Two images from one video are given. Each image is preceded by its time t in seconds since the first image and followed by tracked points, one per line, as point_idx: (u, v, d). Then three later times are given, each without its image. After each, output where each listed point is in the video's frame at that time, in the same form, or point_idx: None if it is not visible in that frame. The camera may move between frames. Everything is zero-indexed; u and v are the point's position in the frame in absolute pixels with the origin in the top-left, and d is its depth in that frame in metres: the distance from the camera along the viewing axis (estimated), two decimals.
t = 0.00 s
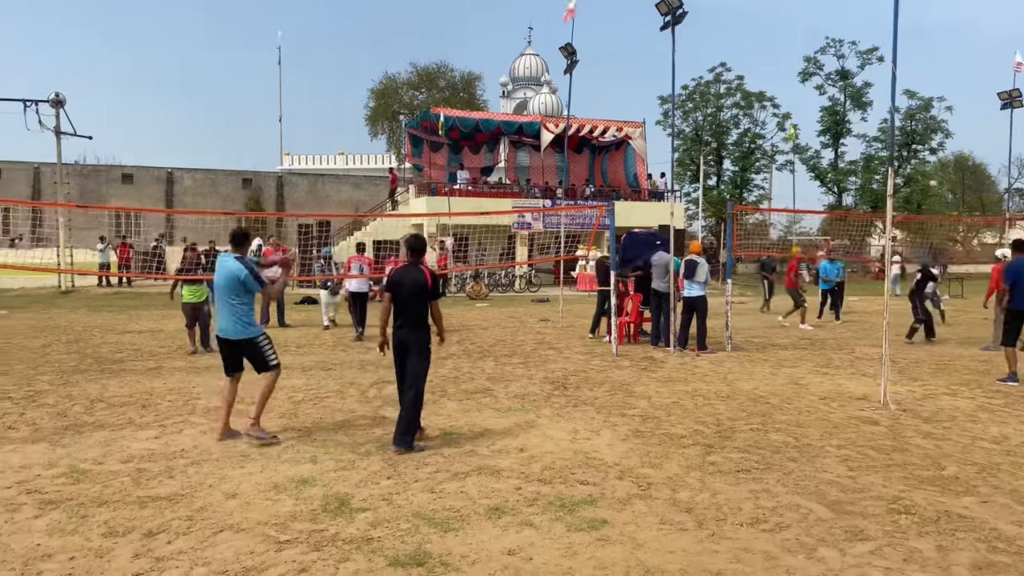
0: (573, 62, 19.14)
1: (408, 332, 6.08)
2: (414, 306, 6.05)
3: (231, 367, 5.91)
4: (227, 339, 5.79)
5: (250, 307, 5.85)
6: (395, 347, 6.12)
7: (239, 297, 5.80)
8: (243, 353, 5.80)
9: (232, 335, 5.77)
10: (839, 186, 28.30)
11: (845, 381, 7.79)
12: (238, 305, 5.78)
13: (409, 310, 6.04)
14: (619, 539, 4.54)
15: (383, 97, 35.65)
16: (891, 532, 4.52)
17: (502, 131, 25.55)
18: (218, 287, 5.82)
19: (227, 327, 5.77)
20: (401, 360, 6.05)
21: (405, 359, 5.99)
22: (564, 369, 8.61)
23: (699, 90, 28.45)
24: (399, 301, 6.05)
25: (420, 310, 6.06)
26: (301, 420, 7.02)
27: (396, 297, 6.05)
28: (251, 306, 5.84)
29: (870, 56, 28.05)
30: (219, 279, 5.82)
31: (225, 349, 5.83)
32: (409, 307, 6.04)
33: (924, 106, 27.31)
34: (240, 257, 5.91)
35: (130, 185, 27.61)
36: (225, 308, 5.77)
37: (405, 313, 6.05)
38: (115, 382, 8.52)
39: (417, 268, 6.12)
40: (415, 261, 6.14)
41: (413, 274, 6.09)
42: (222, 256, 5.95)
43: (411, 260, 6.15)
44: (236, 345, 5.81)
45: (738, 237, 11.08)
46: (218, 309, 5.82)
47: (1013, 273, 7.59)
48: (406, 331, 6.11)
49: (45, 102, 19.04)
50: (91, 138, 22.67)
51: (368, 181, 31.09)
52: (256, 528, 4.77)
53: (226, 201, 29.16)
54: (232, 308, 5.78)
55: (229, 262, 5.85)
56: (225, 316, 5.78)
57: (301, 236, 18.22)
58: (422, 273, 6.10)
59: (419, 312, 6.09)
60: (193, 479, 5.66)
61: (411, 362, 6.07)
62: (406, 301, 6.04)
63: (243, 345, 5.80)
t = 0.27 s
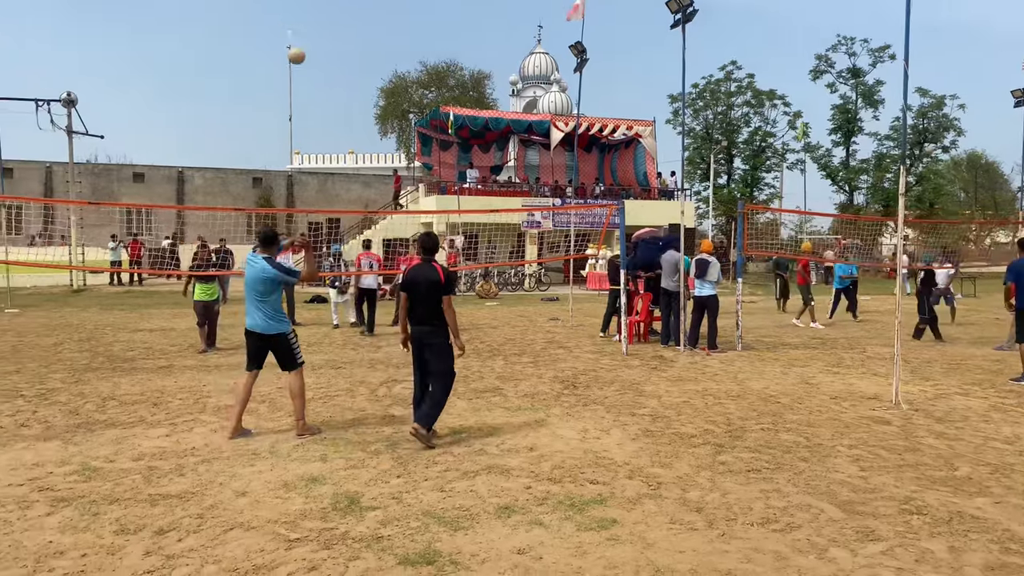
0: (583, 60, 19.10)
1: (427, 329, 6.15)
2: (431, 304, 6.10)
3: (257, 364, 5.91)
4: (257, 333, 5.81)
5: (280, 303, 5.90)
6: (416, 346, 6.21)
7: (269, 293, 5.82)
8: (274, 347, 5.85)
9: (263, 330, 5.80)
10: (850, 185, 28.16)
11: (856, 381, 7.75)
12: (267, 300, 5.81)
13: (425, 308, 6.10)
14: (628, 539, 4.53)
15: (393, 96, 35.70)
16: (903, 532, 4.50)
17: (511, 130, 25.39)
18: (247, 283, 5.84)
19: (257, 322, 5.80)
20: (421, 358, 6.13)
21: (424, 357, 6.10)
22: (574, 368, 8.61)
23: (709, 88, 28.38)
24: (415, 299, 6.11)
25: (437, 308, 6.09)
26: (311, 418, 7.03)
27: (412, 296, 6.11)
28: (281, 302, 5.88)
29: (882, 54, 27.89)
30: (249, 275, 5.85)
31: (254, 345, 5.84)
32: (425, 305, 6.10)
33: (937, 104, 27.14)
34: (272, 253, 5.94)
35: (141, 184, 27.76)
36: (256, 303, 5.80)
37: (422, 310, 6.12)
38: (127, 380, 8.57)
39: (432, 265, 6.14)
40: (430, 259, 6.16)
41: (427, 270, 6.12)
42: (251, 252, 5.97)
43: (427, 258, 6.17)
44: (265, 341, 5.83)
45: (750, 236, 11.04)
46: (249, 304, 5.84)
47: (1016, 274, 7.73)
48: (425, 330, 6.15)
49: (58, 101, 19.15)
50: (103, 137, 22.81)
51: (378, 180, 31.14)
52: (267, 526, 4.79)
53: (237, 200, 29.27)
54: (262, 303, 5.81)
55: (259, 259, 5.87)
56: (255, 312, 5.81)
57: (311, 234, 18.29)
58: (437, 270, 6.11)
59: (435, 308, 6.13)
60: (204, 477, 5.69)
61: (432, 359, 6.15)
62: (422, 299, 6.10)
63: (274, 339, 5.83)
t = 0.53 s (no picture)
0: (591, 57, 19.06)
1: (442, 324, 6.26)
2: (445, 299, 6.23)
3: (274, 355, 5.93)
4: (281, 325, 5.85)
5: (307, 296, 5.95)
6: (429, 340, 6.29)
7: (293, 284, 5.86)
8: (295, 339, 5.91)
9: (286, 321, 5.86)
10: (859, 182, 28.05)
11: (865, 379, 7.73)
12: (290, 292, 5.85)
13: (439, 303, 6.23)
14: (636, 537, 4.53)
15: (401, 94, 35.74)
16: (912, 531, 4.48)
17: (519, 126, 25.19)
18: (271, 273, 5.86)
19: (280, 313, 5.85)
20: (437, 352, 6.26)
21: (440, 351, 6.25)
22: (581, 366, 8.61)
23: (717, 85, 28.30)
24: (430, 295, 6.26)
25: (451, 303, 6.23)
26: (319, 415, 7.05)
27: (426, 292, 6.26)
28: (309, 296, 5.94)
29: (891, 51, 27.75)
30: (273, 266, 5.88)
31: (276, 335, 5.88)
32: (440, 299, 6.21)
33: (946, 101, 27.00)
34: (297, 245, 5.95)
35: (150, 181, 27.86)
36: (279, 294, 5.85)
37: (437, 305, 6.26)
38: (136, 377, 8.61)
39: (447, 262, 6.28)
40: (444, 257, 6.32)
41: (442, 267, 6.26)
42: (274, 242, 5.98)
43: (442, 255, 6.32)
44: (288, 332, 5.88)
45: (758, 233, 11.02)
46: (276, 294, 5.85)
47: None
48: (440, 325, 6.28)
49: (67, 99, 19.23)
50: (112, 135, 22.90)
51: (386, 177, 31.15)
52: (275, 523, 4.81)
53: (246, 197, 29.34)
54: (286, 293, 5.85)
55: (284, 250, 5.90)
56: (279, 303, 5.86)
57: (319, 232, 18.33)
58: (451, 267, 6.24)
59: (450, 304, 6.25)
60: (213, 474, 5.71)
61: (445, 353, 6.24)
62: (437, 294, 6.23)
63: (298, 332, 5.89)
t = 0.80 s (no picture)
0: (598, 53, 19.00)
1: (464, 321, 6.29)
2: (469, 296, 6.26)
3: (287, 354, 5.93)
4: (297, 324, 5.85)
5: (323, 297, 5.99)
6: (450, 336, 6.31)
7: (310, 283, 5.88)
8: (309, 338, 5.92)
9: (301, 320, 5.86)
10: (867, 178, 27.95)
11: (873, 375, 7.71)
12: (308, 291, 5.86)
13: (463, 300, 6.26)
14: (644, 533, 4.53)
15: (407, 90, 35.71)
16: (922, 528, 4.48)
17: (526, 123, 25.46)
18: (287, 271, 5.85)
19: (296, 311, 5.84)
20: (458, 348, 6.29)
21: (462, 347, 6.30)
22: (588, 362, 8.60)
23: (725, 81, 28.23)
24: (454, 292, 6.24)
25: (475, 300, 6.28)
26: (327, 411, 7.07)
27: (450, 288, 6.23)
28: (326, 297, 5.97)
29: (900, 46, 27.61)
30: (290, 264, 5.87)
31: (289, 334, 5.87)
32: (462, 297, 6.23)
33: (955, 97, 26.86)
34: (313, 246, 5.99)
35: (158, 178, 27.93)
36: (296, 293, 5.83)
37: (460, 302, 6.27)
38: (144, 373, 8.64)
39: (469, 259, 6.29)
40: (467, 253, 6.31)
41: (465, 264, 6.27)
42: (290, 241, 5.98)
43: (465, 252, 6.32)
44: (303, 331, 5.88)
45: (767, 229, 11.01)
46: (293, 294, 5.84)
47: None
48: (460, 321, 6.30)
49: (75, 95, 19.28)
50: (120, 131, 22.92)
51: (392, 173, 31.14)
52: (283, 518, 4.83)
53: (253, 193, 29.38)
54: (303, 292, 5.86)
55: (302, 249, 5.92)
56: (295, 301, 5.85)
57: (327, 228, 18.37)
58: (475, 264, 6.27)
59: (473, 300, 6.30)
60: (221, 469, 5.73)
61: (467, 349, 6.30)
62: (459, 291, 6.23)
63: (313, 332, 5.90)
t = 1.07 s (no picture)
0: (608, 49, 18.95)
1: (489, 315, 6.32)
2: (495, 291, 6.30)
3: (292, 349, 5.95)
4: (303, 320, 5.88)
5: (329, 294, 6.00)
6: (473, 329, 6.33)
7: (315, 279, 5.88)
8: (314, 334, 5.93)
9: (307, 315, 5.87)
10: (877, 174, 27.81)
11: (884, 372, 7.68)
12: (313, 287, 5.87)
13: (489, 294, 6.29)
14: (654, 530, 4.53)
15: (416, 86, 35.68)
16: (933, 526, 4.46)
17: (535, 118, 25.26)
18: (293, 267, 5.87)
19: (301, 307, 5.85)
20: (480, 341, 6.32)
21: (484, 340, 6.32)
22: (597, 359, 8.60)
23: (734, 77, 28.11)
24: (481, 286, 6.27)
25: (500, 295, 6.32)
26: (336, 407, 7.08)
27: (477, 282, 6.25)
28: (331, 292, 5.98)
29: (911, 41, 27.43)
30: (295, 260, 5.88)
31: (294, 329, 5.89)
32: (489, 291, 6.27)
33: (967, 93, 26.68)
34: (319, 242, 6.00)
35: (167, 174, 28.00)
36: (301, 288, 5.84)
37: (485, 296, 6.30)
38: (154, 368, 8.68)
39: (496, 254, 6.33)
40: (494, 249, 6.34)
41: (493, 259, 6.31)
42: (297, 237, 6.00)
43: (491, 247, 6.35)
44: (308, 327, 5.90)
45: (777, 225, 10.98)
46: (299, 289, 5.85)
47: None
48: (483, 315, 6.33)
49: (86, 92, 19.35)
50: (130, 127, 23.01)
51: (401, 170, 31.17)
52: (292, 514, 4.84)
53: (263, 190, 29.42)
54: (309, 288, 5.86)
55: (308, 245, 5.93)
56: (300, 297, 5.86)
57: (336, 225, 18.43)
58: (502, 260, 6.32)
59: (499, 295, 6.34)
60: (230, 464, 5.76)
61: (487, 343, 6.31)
62: (487, 285, 6.26)
63: (318, 329, 5.92)
